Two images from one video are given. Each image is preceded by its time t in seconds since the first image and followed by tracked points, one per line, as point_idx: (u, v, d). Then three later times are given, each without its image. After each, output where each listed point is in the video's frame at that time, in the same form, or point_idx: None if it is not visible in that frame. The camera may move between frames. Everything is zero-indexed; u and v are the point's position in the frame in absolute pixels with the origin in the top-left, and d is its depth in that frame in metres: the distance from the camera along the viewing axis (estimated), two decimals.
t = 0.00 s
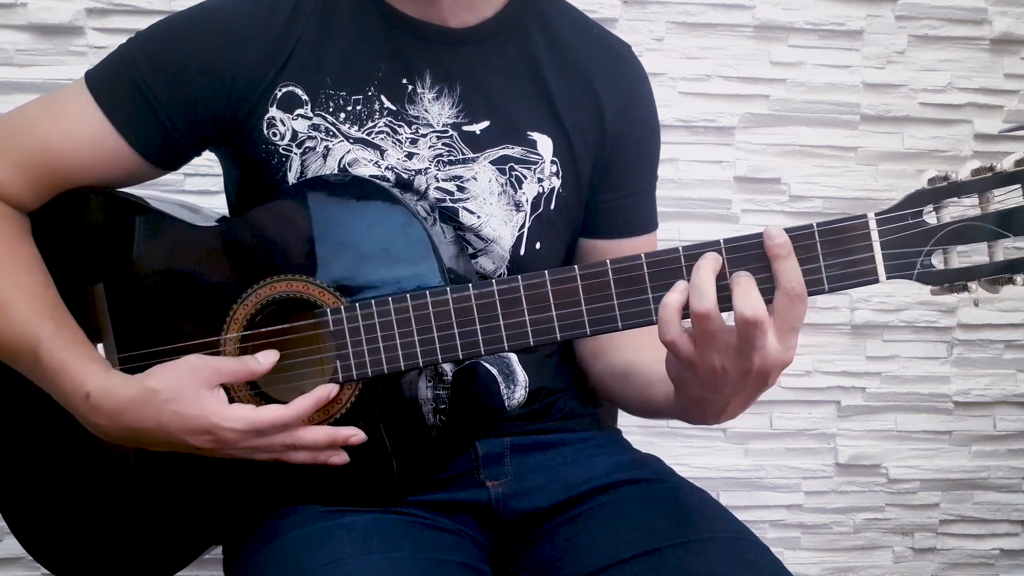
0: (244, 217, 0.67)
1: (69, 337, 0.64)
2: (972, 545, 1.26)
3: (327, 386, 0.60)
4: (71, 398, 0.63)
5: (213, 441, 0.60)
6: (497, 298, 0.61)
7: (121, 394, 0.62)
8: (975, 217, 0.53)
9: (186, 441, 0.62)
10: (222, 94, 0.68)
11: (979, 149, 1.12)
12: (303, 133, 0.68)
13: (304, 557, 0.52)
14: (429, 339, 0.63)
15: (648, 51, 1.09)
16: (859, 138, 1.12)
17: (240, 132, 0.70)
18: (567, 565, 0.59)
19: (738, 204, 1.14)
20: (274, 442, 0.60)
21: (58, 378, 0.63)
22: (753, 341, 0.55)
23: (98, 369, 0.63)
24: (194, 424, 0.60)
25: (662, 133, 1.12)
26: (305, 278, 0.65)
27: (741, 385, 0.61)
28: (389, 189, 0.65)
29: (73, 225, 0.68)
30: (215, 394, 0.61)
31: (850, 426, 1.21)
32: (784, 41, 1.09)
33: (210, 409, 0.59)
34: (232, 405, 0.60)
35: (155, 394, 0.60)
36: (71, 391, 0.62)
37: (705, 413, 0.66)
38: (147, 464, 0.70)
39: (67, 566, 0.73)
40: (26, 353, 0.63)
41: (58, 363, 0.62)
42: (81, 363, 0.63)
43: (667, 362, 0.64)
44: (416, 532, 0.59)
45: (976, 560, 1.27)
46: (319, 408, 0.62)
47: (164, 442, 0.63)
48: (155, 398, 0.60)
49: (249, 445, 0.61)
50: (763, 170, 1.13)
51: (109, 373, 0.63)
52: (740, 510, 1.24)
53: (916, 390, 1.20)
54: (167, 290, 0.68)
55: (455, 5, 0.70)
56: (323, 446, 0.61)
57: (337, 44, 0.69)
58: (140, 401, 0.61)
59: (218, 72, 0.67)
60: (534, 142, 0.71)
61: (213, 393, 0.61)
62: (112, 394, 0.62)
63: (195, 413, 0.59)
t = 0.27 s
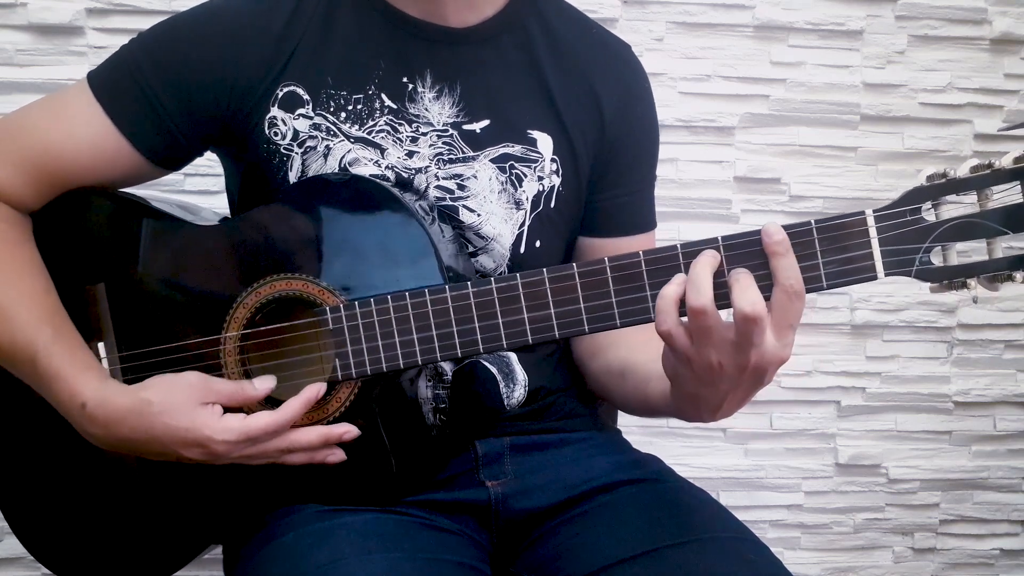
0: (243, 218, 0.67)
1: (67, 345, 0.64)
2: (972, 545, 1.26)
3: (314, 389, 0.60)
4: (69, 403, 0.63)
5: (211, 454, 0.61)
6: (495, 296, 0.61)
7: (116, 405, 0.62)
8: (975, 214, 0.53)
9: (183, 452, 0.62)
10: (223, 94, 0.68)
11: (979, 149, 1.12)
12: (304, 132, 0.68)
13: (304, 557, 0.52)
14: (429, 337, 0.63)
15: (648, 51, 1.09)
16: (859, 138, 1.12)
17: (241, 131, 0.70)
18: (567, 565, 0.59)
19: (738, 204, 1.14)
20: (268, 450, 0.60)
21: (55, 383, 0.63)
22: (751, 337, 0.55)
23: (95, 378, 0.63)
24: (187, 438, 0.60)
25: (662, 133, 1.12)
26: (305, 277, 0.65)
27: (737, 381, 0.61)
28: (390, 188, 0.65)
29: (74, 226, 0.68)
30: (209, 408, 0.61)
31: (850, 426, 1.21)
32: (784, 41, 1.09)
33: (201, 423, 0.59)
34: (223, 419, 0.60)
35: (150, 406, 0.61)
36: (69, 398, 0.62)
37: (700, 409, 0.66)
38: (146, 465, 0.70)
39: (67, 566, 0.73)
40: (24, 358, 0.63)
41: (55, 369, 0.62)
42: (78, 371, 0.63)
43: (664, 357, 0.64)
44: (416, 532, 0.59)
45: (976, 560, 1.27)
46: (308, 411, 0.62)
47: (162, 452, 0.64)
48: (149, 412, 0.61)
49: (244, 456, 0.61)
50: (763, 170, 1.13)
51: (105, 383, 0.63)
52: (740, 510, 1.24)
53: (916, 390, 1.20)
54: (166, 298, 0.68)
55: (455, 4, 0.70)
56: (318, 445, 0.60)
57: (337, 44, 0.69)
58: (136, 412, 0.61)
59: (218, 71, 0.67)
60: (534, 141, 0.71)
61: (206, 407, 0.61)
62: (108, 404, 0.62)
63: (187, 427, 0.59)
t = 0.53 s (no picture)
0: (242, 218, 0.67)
1: (65, 350, 0.64)
2: (972, 545, 1.26)
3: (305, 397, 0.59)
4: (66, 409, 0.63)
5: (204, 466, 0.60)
6: (494, 295, 0.61)
7: (113, 412, 0.62)
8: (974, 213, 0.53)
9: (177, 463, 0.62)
10: (223, 94, 0.68)
11: (979, 149, 1.12)
12: (304, 133, 0.68)
13: (303, 557, 0.52)
14: (427, 337, 0.63)
15: (648, 51, 1.09)
16: (859, 138, 1.12)
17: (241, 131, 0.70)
18: (566, 565, 0.59)
19: (738, 204, 1.14)
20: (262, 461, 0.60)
21: (53, 387, 0.63)
22: (750, 336, 0.55)
23: (94, 384, 0.63)
24: (181, 449, 0.60)
25: (662, 133, 1.12)
26: (305, 276, 0.65)
27: (736, 380, 0.61)
28: (388, 188, 0.65)
29: (76, 228, 0.68)
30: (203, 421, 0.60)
31: (850, 426, 1.21)
32: (784, 41, 1.08)
33: (194, 436, 0.59)
34: (216, 432, 0.59)
35: (147, 415, 0.61)
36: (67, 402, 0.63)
37: (699, 408, 0.66)
38: (144, 466, 0.70)
39: (67, 566, 0.73)
40: (22, 360, 0.63)
41: (54, 373, 0.62)
42: (77, 377, 0.63)
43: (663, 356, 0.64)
44: (415, 532, 0.59)
45: (976, 560, 1.26)
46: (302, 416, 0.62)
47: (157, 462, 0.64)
48: (144, 420, 0.61)
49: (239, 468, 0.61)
50: (763, 170, 1.13)
51: (104, 389, 0.63)
52: (740, 510, 1.24)
53: (916, 390, 1.20)
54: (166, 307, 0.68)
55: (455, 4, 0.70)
56: (312, 454, 0.59)
57: (336, 44, 0.69)
58: (132, 420, 0.61)
59: (219, 72, 0.67)
60: (533, 141, 0.71)
61: (201, 420, 0.60)
62: (107, 410, 0.62)
63: (182, 439, 0.59)
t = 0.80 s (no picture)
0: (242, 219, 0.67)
1: (66, 349, 0.64)
2: (972, 545, 1.26)
3: (307, 399, 0.59)
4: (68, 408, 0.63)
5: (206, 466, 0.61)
6: (495, 297, 0.61)
7: (115, 412, 0.62)
8: (971, 218, 0.53)
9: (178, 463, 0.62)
10: (223, 94, 0.68)
11: (979, 149, 1.12)
12: (304, 133, 0.68)
13: (303, 557, 0.52)
14: (429, 338, 0.63)
15: (648, 51, 1.09)
16: (859, 138, 1.12)
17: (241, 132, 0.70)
18: (566, 565, 0.59)
19: (738, 204, 1.14)
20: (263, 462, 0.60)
21: (54, 387, 0.63)
22: (748, 339, 0.55)
23: (95, 384, 0.63)
24: (182, 448, 0.60)
25: (662, 133, 1.12)
26: (305, 277, 0.65)
27: (733, 382, 0.61)
28: (388, 189, 0.66)
29: (76, 228, 0.68)
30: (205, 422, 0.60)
31: (850, 426, 1.21)
32: (784, 41, 1.08)
33: (196, 436, 0.59)
34: (218, 432, 0.59)
35: (149, 415, 0.61)
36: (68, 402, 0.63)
37: (696, 409, 0.66)
38: (144, 466, 0.70)
39: (66, 566, 0.73)
40: (21, 360, 0.63)
41: (54, 374, 0.63)
42: (78, 377, 0.63)
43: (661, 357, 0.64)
44: (415, 532, 0.59)
45: (976, 560, 1.26)
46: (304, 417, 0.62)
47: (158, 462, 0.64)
48: (145, 419, 0.61)
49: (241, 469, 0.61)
50: (763, 170, 1.13)
51: (105, 389, 0.63)
52: (740, 510, 1.24)
53: (916, 390, 1.20)
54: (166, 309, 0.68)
55: (455, 3, 0.70)
56: (313, 455, 0.59)
57: (337, 44, 0.69)
58: (134, 419, 0.61)
59: (220, 72, 0.67)
60: (534, 138, 0.71)
61: (203, 421, 0.60)
62: (108, 410, 0.62)
63: (184, 439, 0.59)
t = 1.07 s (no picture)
0: (243, 219, 0.67)
1: (67, 346, 0.64)
2: (972, 546, 1.26)
3: (307, 397, 0.60)
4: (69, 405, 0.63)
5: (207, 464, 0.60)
6: (496, 297, 0.61)
7: (117, 407, 0.62)
8: (973, 222, 0.53)
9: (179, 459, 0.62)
10: (224, 95, 0.68)
11: (979, 149, 1.12)
12: (306, 134, 0.68)
13: (303, 558, 0.52)
14: (429, 339, 0.62)
15: (648, 51, 1.09)
16: (859, 138, 1.12)
17: (242, 132, 0.70)
18: (566, 565, 0.59)
19: (738, 204, 1.14)
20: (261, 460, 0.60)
21: (55, 384, 0.63)
22: (749, 341, 0.55)
23: (96, 381, 0.63)
24: (183, 445, 0.60)
25: (662, 133, 1.12)
26: (308, 278, 0.65)
27: (734, 384, 0.61)
28: (390, 189, 0.65)
29: (77, 228, 0.68)
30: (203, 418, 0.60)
31: (850, 426, 1.21)
32: (784, 41, 1.09)
33: (197, 434, 0.59)
34: (219, 429, 0.59)
35: (150, 411, 0.61)
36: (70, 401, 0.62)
37: (697, 411, 0.66)
38: (144, 466, 0.70)
39: (66, 566, 0.73)
40: (23, 358, 0.63)
41: (55, 372, 0.62)
42: (79, 373, 0.63)
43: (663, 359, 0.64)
44: (415, 532, 0.59)
45: (976, 560, 1.26)
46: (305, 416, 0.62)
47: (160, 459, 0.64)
48: (146, 414, 0.61)
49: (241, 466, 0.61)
50: (763, 170, 1.13)
51: (106, 386, 0.63)
52: (740, 510, 1.24)
53: (916, 390, 1.20)
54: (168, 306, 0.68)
55: (456, 4, 0.70)
56: (313, 454, 0.59)
57: (338, 44, 0.69)
58: (135, 415, 0.61)
59: (221, 72, 0.67)
60: (535, 138, 0.71)
61: (203, 418, 0.60)
62: (110, 406, 0.62)
63: (184, 436, 0.59)
